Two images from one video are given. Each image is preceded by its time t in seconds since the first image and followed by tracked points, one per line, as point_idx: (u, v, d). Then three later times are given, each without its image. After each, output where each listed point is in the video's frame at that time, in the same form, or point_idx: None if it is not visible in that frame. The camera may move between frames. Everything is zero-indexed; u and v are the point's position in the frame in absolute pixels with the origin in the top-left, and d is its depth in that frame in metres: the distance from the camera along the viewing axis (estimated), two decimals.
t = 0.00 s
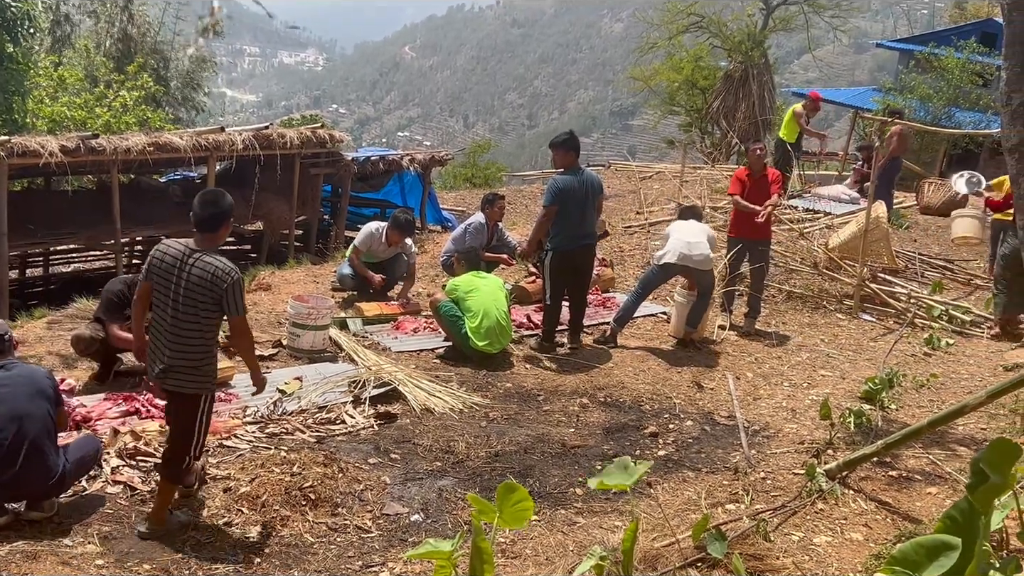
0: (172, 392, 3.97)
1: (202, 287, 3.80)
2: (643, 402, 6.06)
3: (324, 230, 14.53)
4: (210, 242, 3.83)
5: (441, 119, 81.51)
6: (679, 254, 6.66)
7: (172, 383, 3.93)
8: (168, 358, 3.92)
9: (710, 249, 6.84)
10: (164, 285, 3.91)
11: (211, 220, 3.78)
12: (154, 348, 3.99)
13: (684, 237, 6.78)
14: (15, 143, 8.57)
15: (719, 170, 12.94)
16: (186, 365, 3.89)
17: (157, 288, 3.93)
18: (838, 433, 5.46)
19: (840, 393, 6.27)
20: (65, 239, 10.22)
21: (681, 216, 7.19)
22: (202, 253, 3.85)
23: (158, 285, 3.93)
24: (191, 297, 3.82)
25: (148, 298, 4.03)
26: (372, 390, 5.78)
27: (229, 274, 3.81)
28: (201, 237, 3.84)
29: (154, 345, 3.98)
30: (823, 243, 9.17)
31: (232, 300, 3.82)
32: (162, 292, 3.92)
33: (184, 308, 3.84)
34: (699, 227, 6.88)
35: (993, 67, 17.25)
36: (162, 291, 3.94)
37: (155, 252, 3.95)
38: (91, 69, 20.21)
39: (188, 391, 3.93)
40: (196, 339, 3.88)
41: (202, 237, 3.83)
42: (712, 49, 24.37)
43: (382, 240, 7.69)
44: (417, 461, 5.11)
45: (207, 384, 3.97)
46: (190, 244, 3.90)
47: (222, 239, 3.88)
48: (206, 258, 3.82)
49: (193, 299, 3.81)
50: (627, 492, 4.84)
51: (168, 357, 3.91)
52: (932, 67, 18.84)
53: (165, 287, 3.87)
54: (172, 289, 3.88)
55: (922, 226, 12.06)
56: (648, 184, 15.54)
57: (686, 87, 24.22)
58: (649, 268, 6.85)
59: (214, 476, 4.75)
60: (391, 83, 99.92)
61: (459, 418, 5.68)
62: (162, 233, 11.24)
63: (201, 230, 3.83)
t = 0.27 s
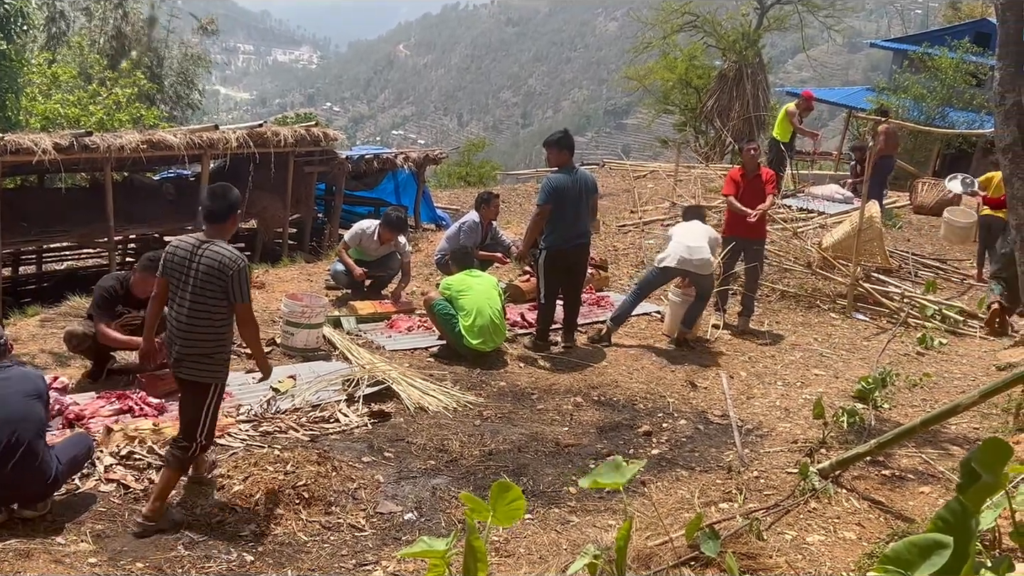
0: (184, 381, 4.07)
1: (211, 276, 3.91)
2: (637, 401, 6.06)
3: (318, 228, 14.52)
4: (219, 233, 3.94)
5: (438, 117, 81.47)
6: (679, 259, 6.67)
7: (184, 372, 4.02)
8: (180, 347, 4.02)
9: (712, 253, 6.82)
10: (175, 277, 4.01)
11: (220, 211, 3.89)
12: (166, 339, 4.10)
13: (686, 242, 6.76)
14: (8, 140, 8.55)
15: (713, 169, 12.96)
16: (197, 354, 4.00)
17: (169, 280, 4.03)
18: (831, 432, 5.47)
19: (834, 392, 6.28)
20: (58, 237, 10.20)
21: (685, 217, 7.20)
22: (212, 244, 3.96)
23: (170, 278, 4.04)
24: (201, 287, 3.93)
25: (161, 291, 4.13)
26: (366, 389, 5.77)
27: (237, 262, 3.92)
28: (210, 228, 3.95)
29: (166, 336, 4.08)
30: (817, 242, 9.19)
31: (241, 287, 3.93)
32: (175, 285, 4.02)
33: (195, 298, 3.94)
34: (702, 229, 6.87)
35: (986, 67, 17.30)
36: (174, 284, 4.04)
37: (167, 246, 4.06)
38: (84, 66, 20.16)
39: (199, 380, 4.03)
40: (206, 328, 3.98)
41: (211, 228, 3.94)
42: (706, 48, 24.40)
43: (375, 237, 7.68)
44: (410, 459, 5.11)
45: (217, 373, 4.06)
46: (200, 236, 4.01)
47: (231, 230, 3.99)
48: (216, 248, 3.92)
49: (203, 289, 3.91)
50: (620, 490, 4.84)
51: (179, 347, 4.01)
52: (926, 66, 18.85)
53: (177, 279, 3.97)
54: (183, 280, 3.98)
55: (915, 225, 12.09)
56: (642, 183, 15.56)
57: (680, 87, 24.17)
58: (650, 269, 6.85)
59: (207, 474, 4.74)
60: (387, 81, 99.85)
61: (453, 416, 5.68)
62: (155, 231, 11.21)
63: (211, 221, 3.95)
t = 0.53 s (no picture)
0: (202, 356, 4.31)
1: (220, 254, 4.14)
2: (631, 400, 6.06)
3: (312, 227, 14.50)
4: (224, 211, 4.18)
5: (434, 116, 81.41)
6: (682, 257, 6.67)
7: (204, 349, 4.27)
8: (196, 325, 4.25)
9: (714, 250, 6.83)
10: (184, 259, 4.23)
11: (225, 190, 4.15)
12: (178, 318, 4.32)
13: (688, 238, 6.78)
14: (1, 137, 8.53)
15: (707, 168, 12.98)
16: (215, 330, 4.24)
17: (178, 262, 4.25)
18: (824, 431, 5.49)
19: (827, 391, 6.30)
20: (51, 234, 10.17)
21: (684, 215, 7.20)
22: (218, 222, 4.19)
23: (178, 260, 4.25)
24: (211, 265, 4.15)
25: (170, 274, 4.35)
26: (360, 387, 5.77)
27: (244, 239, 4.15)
28: (215, 208, 4.19)
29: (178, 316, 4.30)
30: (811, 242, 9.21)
31: (250, 262, 4.17)
32: (184, 265, 4.23)
33: (206, 277, 4.16)
34: (703, 227, 6.87)
35: (980, 67, 17.34)
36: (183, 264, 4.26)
37: (174, 229, 4.28)
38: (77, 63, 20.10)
39: (214, 353, 4.28)
40: (217, 304, 4.21)
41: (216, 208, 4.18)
42: (701, 47, 24.41)
43: (368, 234, 7.68)
44: (404, 457, 5.11)
45: (231, 345, 4.32)
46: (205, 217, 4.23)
47: (235, 208, 4.23)
48: (222, 226, 4.16)
49: (212, 266, 4.14)
50: (614, 489, 4.84)
51: (192, 323, 4.25)
52: (920, 66, 18.87)
53: (186, 260, 4.19)
54: (192, 260, 4.21)
55: (909, 224, 12.12)
56: (636, 182, 15.58)
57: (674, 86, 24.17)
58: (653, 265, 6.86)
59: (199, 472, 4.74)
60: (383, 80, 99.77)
61: (447, 415, 5.68)
62: (148, 229, 11.18)
63: (215, 201, 4.19)
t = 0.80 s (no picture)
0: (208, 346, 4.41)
1: (223, 245, 4.27)
2: (624, 398, 6.07)
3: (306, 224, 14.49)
4: (227, 204, 4.34)
5: (431, 114, 81.38)
6: (675, 254, 6.69)
7: (209, 339, 4.37)
8: (202, 315, 4.35)
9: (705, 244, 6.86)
10: (189, 252, 4.36)
11: (229, 183, 4.32)
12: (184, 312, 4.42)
13: (678, 235, 6.77)
14: None
15: (701, 167, 12.98)
16: (220, 319, 4.36)
17: (183, 255, 4.38)
18: (817, 430, 5.51)
19: (820, 390, 6.31)
20: (45, 231, 10.15)
21: (671, 210, 7.22)
22: (221, 215, 4.34)
23: (184, 254, 4.39)
24: (214, 256, 4.28)
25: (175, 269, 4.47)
26: (353, 384, 5.77)
27: (247, 230, 4.29)
28: (219, 201, 4.34)
29: (183, 309, 4.41)
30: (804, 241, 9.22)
31: (254, 252, 4.29)
32: (189, 259, 4.36)
33: (212, 268, 4.29)
34: (692, 222, 6.89)
35: (974, 67, 17.39)
36: (188, 258, 4.39)
37: (178, 224, 4.42)
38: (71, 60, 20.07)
39: (220, 342, 4.38)
40: (222, 294, 4.33)
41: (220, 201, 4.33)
42: (696, 46, 24.44)
43: (361, 233, 7.68)
44: (397, 455, 5.11)
45: (236, 334, 4.42)
46: (210, 210, 4.37)
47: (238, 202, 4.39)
48: (225, 218, 4.30)
49: (217, 257, 4.26)
50: (606, 487, 4.84)
51: (198, 314, 4.35)
52: (913, 66, 18.90)
53: (191, 252, 4.32)
54: (197, 252, 4.34)
55: (902, 224, 12.14)
56: (630, 181, 15.60)
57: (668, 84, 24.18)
58: (646, 263, 6.90)
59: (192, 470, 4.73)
60: (380, 78, 99.73)
61: (440, 413, 5.68)
62: (142, 226, 11.16)
63: (219, 195, 4.36)
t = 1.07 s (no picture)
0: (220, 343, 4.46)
1: (243, 245, 4.34)
2: (617, 397, 6.07)
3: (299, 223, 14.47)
4: (245, 204, 4.39)
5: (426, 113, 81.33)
6: (685, 261, 6.67)
7: (222, 337, 4.43)
8: (215, 313, 4.39)
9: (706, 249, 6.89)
10: (205, 250, 4.39)
11: (245, 183, 4.34)
12: (194, 308, 4.44)
13: (685, 242, 6.76)
14: None
15: (694, 166, 13.01)
16: (234, 317, 4.41)
17: (198, 253, 4.40)
18: (809, 429, 5.52)
19: (812, 389, 6.33)
20: (37, 229, 10.12)
21: (665, 213, 7.21)
22: (239, 214, 4.39)
23: (198, 251, 4.40)
24: (234, 256, 4.33)
25: (186, 266, 4.47)
26: (346, 382, 5.76)
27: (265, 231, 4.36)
28: (236, 200, 4.38)
29: (194, 305, 4.43)
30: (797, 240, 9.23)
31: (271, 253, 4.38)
32: (204, 256, 4.39)
33: (229, 267, 4.34)
34: (692, 228, 6.91)
35: (967, 67, 17.44)
36: (202, 256, 4.41)
37: (191, 221, 4.43)
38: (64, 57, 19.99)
39: (234, 339, 4.44)
40: (238, 293, 4.39)
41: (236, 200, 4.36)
42: (689, 45, 24.46)
43: (354, 231, 7.68)
44: (390, 454, 5.11)
45: (250, 332, 4.48)
46: (226, 209, 4.41)
47: (253, 202, 4.44)
48: (245, 218, 4.36)
49: (236, 256, 4.32)
50: (599, 486, 4.84)
51: (213, 312, 4.39)
52: (906, 65, 18.93)
53: (208, 251, 4.35)
54: (213, 251, 4.37)
55: (894, 223, 12.17)
56: (623, 179, 15.61)
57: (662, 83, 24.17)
58: (648, 265, 6.90)
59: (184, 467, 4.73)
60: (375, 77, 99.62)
61: (433, 411, 5.67)
62: (134, 224, 11.12)
63: (234, 194, 4.38)
